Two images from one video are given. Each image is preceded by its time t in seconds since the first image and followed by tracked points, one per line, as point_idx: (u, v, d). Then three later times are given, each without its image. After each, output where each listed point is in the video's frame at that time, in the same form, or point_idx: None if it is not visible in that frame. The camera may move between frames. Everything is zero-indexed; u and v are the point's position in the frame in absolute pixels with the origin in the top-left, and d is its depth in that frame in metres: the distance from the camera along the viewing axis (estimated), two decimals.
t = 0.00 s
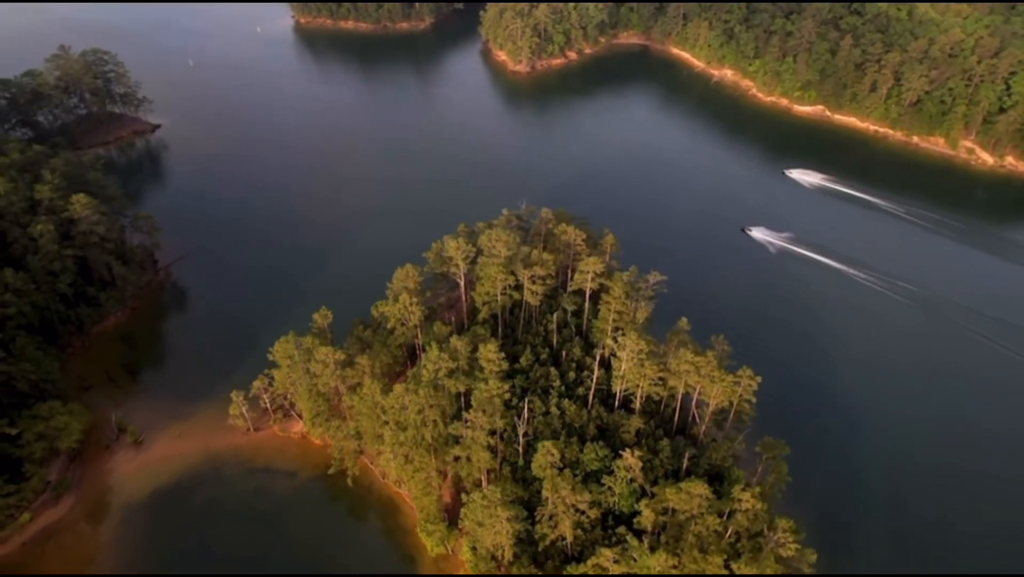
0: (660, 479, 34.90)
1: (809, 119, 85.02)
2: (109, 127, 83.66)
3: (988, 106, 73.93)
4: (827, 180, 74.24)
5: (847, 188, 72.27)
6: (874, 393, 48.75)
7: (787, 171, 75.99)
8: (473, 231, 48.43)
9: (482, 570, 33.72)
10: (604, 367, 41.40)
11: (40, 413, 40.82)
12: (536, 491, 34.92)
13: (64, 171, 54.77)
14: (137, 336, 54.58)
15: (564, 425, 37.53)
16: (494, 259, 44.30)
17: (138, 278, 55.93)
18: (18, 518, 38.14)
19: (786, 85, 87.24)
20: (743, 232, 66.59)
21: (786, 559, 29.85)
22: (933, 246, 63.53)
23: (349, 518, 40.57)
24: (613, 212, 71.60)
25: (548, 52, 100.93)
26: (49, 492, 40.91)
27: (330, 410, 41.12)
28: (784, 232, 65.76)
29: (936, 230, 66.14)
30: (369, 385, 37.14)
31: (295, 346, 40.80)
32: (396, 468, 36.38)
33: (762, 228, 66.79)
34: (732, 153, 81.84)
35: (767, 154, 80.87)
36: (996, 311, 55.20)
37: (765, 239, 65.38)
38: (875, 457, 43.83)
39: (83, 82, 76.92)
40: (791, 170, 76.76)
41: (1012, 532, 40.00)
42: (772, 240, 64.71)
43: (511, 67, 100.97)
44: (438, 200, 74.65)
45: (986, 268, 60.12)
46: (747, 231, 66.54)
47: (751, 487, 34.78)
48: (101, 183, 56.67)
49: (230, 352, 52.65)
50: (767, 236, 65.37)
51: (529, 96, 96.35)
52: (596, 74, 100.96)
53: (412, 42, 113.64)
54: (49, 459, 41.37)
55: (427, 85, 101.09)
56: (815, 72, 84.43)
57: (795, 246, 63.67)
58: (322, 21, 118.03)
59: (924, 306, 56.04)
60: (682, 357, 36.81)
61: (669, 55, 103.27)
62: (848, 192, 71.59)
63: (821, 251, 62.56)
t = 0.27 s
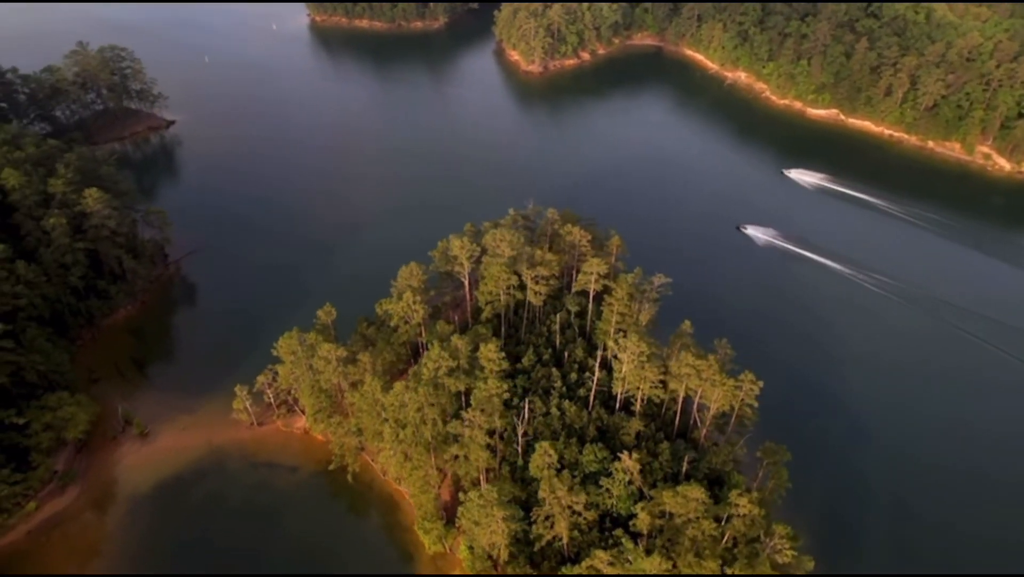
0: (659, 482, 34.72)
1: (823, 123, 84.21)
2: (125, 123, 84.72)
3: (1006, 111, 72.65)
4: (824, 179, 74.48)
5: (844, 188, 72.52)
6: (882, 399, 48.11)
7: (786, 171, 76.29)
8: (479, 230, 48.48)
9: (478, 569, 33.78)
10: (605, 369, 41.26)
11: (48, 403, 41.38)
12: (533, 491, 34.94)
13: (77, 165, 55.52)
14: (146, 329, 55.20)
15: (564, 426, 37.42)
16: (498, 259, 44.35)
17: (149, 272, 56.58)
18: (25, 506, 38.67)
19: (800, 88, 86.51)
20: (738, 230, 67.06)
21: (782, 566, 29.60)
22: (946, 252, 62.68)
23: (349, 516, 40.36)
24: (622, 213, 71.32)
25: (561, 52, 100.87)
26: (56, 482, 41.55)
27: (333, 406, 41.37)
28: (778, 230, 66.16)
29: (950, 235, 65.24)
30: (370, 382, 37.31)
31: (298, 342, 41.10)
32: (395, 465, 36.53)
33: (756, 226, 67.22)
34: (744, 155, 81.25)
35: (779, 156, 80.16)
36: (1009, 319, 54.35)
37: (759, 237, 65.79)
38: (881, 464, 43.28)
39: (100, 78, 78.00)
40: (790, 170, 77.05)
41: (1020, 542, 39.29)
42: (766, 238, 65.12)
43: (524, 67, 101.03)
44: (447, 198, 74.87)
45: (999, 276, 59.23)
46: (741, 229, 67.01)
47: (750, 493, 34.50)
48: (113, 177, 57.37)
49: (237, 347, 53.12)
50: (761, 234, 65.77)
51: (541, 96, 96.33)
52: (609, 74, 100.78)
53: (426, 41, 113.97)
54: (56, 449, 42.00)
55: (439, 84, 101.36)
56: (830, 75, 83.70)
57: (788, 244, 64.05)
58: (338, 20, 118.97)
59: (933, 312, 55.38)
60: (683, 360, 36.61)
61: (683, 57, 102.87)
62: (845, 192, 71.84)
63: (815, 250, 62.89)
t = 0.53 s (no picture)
0: (657, 485, 34.52)
1: (837, 126, 83.38)
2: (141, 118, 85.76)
3: None
4: (823, 178, 74.58)
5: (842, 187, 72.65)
6: (890, 405, 47.48)
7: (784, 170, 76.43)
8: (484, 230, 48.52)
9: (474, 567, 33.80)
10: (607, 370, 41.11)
11: (56, 394, 41.90)
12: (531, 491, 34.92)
13: (90, 160, 56.23)
14: (154, 322, 55.81)
15: (564, 427, 37.28)
16: (502, 259, 44.39)
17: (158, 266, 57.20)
18: (31, 495, 39.18)
19: (814, 91, 85.77)
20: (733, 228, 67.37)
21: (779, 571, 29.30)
22: (959, 258, 61.74)
23: (349, 511, 40.39)
24: (630, 214, 71.07)
25: (574, 53, 100.72)
26: (62, 472, 42.11)
27: (335, 403, 41.61)
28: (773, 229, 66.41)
29: (964, 241, 64.30)
30: (370, 379, 37.51)
31: (301, 338, 41.37)
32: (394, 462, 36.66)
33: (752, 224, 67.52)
34: (756, 157, 80.61)
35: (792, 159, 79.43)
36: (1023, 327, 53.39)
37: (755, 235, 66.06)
38: (886, 469, 42.71)
39: (117, 73, 79.08)
40: (788, 169, 76.94)
41: None
42: (761, 237, 65.42)
43: (536, 67, 101.07)
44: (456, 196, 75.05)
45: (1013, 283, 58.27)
46: (737, 227, 67.31)
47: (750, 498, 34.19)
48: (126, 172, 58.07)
49: (244, 342, 53.55)
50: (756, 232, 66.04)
51: (553, 96, 96.30)
52: (622, 75, 100.58)
53: (440, 40, 114.38)
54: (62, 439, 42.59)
55: (451, 83, 101.62)
56: (844, 78, 82.88)
57: (783, 243, 64.30)
58: (352, 19, 119.74)
59: (944, 318, 54.58)
60: (684, 363, 36.39)
61: (696, 58, 102.41)
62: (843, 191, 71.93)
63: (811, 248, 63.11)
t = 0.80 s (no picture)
0: (655, 487, 34.39)
1: (850, 130, 82.60)
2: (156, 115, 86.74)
3: None
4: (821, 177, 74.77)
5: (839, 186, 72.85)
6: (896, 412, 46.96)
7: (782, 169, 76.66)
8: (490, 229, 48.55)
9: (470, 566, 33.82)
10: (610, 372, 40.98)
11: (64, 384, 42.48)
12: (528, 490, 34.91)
13: (104, 155, 56.91)
14: (163, 316, 56.46)
15: (564, 427, 37.22)
16: (507, 258, 44.42)
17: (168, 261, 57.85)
18: (38, 484, 39.80)
19: (828, 94, 84.96)
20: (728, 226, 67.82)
21: None
22: (972, 264, 60.88)
23: (350, 506, 40.57)
24: (639, 215, 70.76)
25: (587, 53, 100.46)
26: (68, 461, 42.75)
27: (337, 399, 41.84)
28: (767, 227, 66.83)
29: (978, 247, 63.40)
30: (371, 376, 37.71)
31: (305, 334, 41.65)
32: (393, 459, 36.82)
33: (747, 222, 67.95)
34: (768, 160, 80.00)
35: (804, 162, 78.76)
36: None
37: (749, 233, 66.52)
38: (891, 477, 42.25)
39: (133, 70, 80.04)
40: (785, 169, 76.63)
41: None
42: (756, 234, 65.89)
43: (549, 67, 101.03)
44: (465, 196, 75.20)
45: None
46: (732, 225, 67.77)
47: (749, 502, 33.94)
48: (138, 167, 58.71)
49: (251, 338, 54.00)
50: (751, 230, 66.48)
51: (565, 97, 96.23)
52: (634, 76, 100.35)
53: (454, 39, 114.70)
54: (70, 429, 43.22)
55: (464, 83, 101.83)
56: (859, 81, 82.00)
57: (777, 240, 64.69)
58: (367, 17, 120.34)
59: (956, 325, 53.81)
60: (685, 366, 36.21)
61: (710, 60, 101.85)
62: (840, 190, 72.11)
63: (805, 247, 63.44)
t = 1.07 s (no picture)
0: (653, 490, 34.24)
1: (864, 133, 81.70)
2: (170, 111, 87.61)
3: None
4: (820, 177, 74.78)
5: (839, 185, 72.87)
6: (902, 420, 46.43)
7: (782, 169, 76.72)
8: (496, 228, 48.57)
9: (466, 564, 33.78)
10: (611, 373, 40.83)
11: (72, 375, 43.02)
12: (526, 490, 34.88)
13: (117, 150, 57.50)
14: (172, 309, 57.03)
15: (564, 428, 37.17)
16: (511, 258, 44.40)
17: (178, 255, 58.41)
18: (44, 473, 40.33)
19: (842, 97, 84.09)
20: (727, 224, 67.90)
21: None
22: (985, 270, 59.98)
23: (350, 502, 40.80)
24: (647, 217, 70.45)
25: (600, 54, 100.19)
26: (75, 452, 43.30)
27: (339, 395, 42.05)
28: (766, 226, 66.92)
29: (992, 253, 62.45)
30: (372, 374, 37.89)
31: (308, 330, 41.92)
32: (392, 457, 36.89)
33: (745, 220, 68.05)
34: (780, 163, 79.32)
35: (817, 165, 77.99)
36: None
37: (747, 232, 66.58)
38: (895, 484, 41.75)
39: (148, 66, 80.86)
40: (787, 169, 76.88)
41: None
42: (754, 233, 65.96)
43: (561, 68, 100.90)
44: (473, 195, 75.26)
45: None
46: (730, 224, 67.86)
47: (748, 507, 33.68)
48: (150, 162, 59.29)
49: (257, 333, 54.42)
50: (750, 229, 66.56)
51: (577, 97, 96.06)
52: (647, 77, 99.93)
53: (467, 38, 114.88)
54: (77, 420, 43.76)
55: (476, 82, 101.92)
56: (874, 84, 81.09)
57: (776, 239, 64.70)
58: (381, 16, 120.74)
59: (967, 332, 53.00)
60: (685, 369, 36.00)
61: (724, 62, 101.24)
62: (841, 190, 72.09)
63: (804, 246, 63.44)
